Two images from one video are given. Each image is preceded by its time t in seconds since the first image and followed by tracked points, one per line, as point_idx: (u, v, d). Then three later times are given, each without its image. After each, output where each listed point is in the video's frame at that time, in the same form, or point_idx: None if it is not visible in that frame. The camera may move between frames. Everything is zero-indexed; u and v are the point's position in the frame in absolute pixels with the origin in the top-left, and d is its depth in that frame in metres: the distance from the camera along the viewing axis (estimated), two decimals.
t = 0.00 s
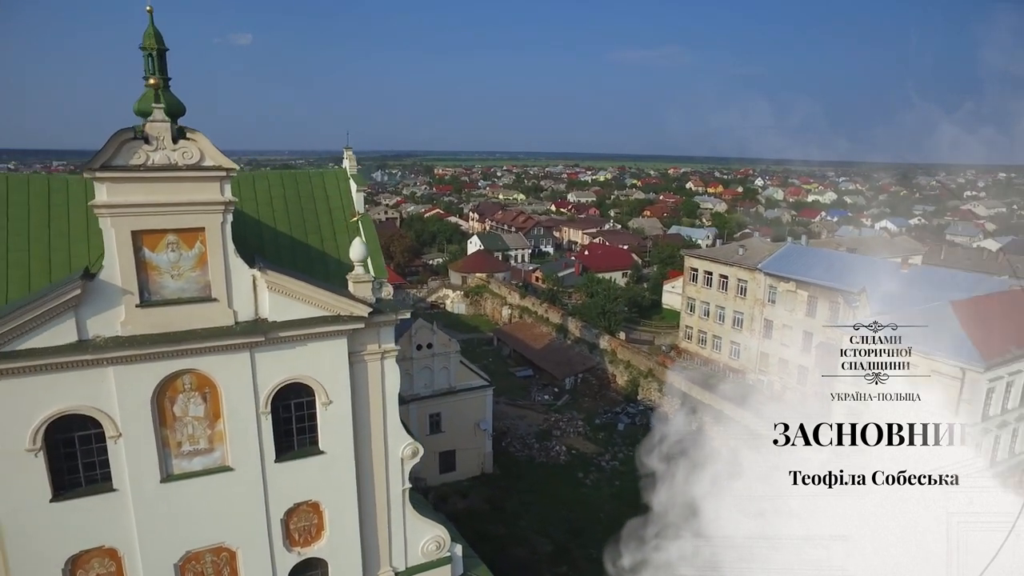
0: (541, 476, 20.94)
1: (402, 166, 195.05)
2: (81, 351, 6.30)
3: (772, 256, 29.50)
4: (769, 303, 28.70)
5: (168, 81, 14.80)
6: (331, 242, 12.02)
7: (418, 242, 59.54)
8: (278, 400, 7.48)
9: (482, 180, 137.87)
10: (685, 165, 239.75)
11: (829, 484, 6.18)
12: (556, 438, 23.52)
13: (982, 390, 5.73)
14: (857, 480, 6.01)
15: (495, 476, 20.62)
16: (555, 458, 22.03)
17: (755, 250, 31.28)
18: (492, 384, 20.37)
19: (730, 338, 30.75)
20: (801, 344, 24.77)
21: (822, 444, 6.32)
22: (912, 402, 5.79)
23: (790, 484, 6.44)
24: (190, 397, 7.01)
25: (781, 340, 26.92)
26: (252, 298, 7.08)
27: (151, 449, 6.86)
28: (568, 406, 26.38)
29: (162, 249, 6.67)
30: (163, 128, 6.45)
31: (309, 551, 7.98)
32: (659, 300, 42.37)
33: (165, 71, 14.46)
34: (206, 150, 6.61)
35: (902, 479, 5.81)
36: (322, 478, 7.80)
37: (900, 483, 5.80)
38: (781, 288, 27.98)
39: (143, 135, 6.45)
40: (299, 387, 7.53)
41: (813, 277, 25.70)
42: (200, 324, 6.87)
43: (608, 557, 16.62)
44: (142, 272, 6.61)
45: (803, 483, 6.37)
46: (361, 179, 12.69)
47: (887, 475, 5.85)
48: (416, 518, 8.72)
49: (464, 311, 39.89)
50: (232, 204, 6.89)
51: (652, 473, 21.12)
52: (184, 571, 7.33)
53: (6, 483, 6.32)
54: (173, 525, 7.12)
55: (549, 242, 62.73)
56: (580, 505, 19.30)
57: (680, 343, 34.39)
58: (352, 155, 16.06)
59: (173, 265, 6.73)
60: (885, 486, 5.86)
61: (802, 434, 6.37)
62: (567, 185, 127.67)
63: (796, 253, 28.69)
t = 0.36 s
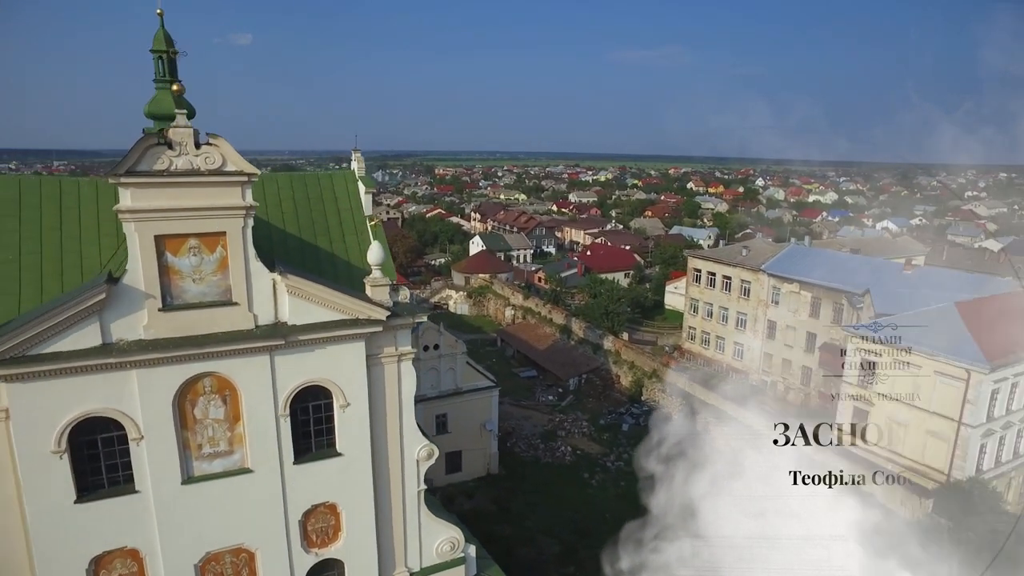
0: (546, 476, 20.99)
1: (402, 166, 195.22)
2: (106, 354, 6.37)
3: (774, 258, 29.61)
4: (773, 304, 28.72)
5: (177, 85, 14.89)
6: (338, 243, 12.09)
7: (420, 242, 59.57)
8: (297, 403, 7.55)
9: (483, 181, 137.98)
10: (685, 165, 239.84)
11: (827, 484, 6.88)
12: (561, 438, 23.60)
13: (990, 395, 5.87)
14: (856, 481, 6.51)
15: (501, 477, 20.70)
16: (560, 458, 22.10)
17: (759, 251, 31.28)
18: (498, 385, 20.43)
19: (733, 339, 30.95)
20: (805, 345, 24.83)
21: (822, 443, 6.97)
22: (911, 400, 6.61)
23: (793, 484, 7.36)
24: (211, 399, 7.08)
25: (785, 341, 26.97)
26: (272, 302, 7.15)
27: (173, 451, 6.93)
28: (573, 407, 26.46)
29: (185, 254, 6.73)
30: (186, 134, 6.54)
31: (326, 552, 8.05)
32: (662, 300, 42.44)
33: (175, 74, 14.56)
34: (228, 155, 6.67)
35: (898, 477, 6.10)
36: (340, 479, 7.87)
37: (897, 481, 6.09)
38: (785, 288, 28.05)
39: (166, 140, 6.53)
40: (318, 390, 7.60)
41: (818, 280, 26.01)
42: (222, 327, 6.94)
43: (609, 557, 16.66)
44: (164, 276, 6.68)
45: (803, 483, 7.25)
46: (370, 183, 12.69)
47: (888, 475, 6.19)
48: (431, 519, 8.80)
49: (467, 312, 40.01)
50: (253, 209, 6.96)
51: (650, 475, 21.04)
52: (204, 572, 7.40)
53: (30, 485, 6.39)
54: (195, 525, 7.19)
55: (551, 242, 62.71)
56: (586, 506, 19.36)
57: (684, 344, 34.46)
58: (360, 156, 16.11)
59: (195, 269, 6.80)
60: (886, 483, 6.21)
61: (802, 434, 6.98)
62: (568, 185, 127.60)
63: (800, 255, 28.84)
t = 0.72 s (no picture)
0: (553, 476, 21.09)
1: (403, 166, 195.18)
2: (132, 355, 6.44)
3: (778, 258, 29.66)
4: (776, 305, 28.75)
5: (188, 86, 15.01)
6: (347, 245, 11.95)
7: (422, 242, 59.54)
8: (318, 403, 7.62)
9: (484, 181, 137.97)
10: (684, 164, 239.91)
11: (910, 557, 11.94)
12: (566, 438, 23.69)
13: None
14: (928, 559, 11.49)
15: (508, 476, 20.80)
16: (567, 458, 22.19)
17: (762, 252, 31.29)
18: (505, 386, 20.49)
19: (738, 339, 30.98)
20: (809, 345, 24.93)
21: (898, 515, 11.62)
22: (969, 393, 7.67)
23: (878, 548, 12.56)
24: (234, 400, 7.16)
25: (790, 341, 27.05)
26: (294, 304, 7.22)
27: (196, 450, 7.02)
28: (578, 406, 26.55)
29: (209, 255, 6.80)
30: (211, 138, 6.60)
31: (345, 551, 8.13)
32: (664, 300, 42.53)
33: (185, 76, 14.68)
34: (251, 158, 6.73)
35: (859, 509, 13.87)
36: (359, 479, 7.95)
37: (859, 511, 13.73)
38: (788, 288, 28.14)
39: (192, 144, 6.59)
40: (338, 390, 7.68)
41: (824, 281, 26.41)
42: (245, 328, 7.01)
43: (613, 557, 16.81)
44: (189, 277, 6.75)
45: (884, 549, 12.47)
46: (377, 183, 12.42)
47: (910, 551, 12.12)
48: (447, 518, 8.88)
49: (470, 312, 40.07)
50: (276, 211, 7.03)
51: (649, 477, 21.07)
52: (226, 570, 7.49)
53: (57, 484, 6.48)
54: (218, 524, 7.28)
55: (553, 242, 62.69)
56: (593, 505, 19.47)
57: (687, 344, 34.53)
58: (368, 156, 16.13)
59: (219, 271, 6.86)
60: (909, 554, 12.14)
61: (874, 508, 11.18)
62: (568, 185, 127.49)
63: (803, 255, 28.90)
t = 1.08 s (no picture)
0: (561, 475, 21.15)
1: (403, 166, 194.94)
2: (161, 356, 6.50)
3: (782, 258, 29.71)
4: (781, 304, 28.83)
5: (201, 87, 15.15)
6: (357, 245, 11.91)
7: (424, 242, 59.52)
8: (341, 403, 7.68)
9: (484, 181, 137.84)
10: (685, 165, 239.76)
11: None
12: (573, 438, 23.74)
13: None
14: None
15: (515, 476, 20.86)
16: (574, 457, 22.25)
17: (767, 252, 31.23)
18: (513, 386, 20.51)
19: (742, 339, 31.05)
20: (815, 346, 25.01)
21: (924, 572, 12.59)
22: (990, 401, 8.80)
23: None
24: (259, 400, 7.21)
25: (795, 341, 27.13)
26: (318, 304, 7.27)
27: (222, 450, 7.07)
28: (584, 407, 26.61)
29: (235, 256, 6.85)
30: (239, 139, 6.64)
31: (366, 550, 8.19)
32: (667, 300, 42.58)
33: (198, 77, 14.84)
34: (278, 160, 6.77)
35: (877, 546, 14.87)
36: (381, 478, 8.01)
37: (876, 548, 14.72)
38: (793, 288, 28.20)
39: (219, 145, 6.63)
40: (360, 390, 7.73)
41: (831, 282, 26.54)
42: (270, 329, 7.06)
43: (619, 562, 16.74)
44: (215, 278, 6.79)
45: None
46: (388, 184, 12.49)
47: None
48: (466, 518, 8.95)
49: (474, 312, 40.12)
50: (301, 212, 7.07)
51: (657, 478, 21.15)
52: (250, 568, 7.56)
53: (86, 483, 6.54)
54: (242, 523, 7.35)
55: (555, 243, 62.68)
56: (601, 504, 19.55)
57: (691, 344, 34.47)
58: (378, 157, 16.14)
59: (245, 272, 6.91)
60: None
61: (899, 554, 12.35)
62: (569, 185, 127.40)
63: (808, 256, 28.94)
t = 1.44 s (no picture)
0: (569, 475, 21.23)
1: (403, 167, 194.96)
2: (191, 357, 6.56)
3: (787, 258, 29.73)
4: (785, 305, 28.80)
5: (214, 89, 15.30)
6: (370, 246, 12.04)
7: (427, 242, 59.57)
8: (365, 403, 7.75)
9: (485, 181, 138.01)
10: (685, 165, 240.00)
11: None
12: (580, 438, 23.82)
13: None
14: None
15: (523, 476, 20.94)
16: (581, 457, 22.34)
17: (773, 252, 31.22)
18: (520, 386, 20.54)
19: (747, 339, 31.09)
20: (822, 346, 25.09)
21: None
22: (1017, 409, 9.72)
23: None
24: (285, 400, 7.26)
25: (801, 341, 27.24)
26: (344, 306, 7.33)
27: (250, 449, 7.14)
28: (590, 407, 26.70)
29: (264, 258, 6.91)
30: (267, 142, 6.69)
31: (389, 549, 8.25)
32: (671, 300, 42.68)
33: (211, 78, 14.98)
34: (306, 162, 6.82)
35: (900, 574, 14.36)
36: (403, 478, 8.07)
37: None
38: (798, 289, 28.26)
39: (249, 148, 6.67)
40: (384, 390, 7.80)
41: (837, 283, 26.56)
42: (297, 329, 7.11)
43: (629, 564, 16.78)
44: (244, 280, 6.85)
45: None
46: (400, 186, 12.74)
47: None
48: (486, 517, 9.03)
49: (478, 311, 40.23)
50: (328, 214, 7.13)
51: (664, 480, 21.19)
52: (275, 567, 7.62)
53: (117, 482, 6.63)
54: (269, 522, 7.42)
55: (558, 243, 62.77)
56: (609, 504, 19.63)
57: (695, 344, 34.45)
58: (390, 158, 16.18)
59: (273, 273, 6.97)
60: None
61: None
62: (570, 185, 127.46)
63: (814, 257, 28.93)
